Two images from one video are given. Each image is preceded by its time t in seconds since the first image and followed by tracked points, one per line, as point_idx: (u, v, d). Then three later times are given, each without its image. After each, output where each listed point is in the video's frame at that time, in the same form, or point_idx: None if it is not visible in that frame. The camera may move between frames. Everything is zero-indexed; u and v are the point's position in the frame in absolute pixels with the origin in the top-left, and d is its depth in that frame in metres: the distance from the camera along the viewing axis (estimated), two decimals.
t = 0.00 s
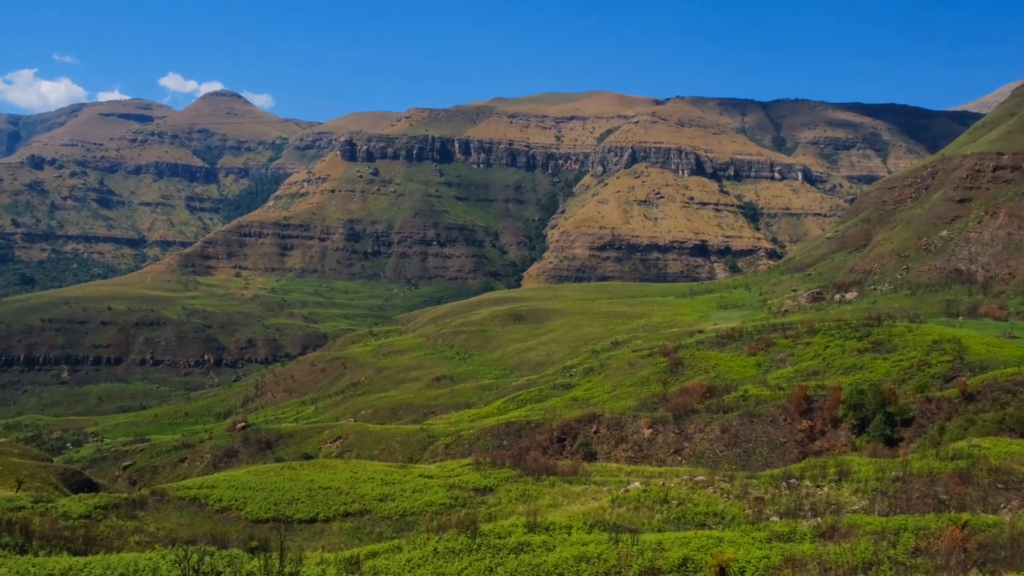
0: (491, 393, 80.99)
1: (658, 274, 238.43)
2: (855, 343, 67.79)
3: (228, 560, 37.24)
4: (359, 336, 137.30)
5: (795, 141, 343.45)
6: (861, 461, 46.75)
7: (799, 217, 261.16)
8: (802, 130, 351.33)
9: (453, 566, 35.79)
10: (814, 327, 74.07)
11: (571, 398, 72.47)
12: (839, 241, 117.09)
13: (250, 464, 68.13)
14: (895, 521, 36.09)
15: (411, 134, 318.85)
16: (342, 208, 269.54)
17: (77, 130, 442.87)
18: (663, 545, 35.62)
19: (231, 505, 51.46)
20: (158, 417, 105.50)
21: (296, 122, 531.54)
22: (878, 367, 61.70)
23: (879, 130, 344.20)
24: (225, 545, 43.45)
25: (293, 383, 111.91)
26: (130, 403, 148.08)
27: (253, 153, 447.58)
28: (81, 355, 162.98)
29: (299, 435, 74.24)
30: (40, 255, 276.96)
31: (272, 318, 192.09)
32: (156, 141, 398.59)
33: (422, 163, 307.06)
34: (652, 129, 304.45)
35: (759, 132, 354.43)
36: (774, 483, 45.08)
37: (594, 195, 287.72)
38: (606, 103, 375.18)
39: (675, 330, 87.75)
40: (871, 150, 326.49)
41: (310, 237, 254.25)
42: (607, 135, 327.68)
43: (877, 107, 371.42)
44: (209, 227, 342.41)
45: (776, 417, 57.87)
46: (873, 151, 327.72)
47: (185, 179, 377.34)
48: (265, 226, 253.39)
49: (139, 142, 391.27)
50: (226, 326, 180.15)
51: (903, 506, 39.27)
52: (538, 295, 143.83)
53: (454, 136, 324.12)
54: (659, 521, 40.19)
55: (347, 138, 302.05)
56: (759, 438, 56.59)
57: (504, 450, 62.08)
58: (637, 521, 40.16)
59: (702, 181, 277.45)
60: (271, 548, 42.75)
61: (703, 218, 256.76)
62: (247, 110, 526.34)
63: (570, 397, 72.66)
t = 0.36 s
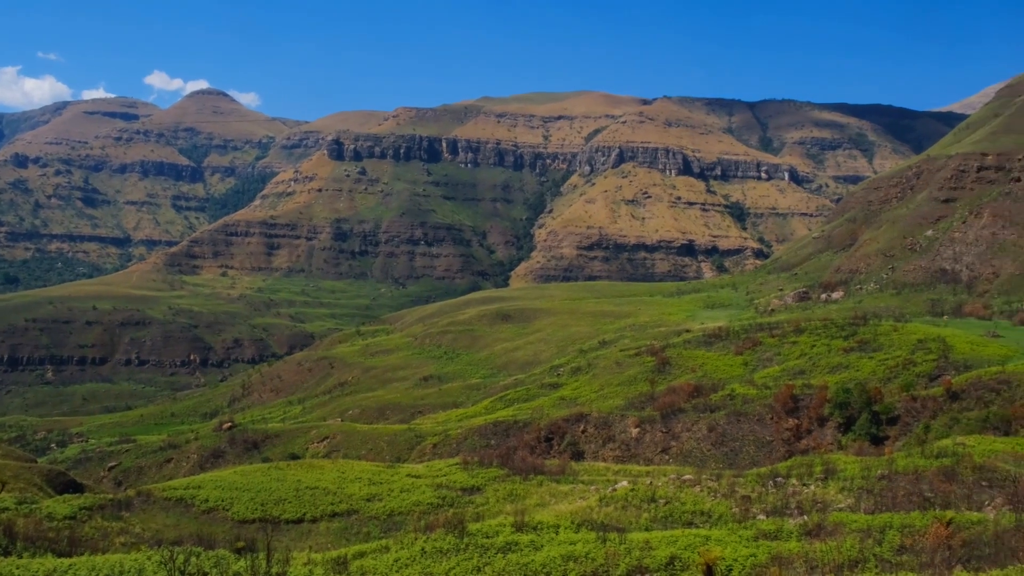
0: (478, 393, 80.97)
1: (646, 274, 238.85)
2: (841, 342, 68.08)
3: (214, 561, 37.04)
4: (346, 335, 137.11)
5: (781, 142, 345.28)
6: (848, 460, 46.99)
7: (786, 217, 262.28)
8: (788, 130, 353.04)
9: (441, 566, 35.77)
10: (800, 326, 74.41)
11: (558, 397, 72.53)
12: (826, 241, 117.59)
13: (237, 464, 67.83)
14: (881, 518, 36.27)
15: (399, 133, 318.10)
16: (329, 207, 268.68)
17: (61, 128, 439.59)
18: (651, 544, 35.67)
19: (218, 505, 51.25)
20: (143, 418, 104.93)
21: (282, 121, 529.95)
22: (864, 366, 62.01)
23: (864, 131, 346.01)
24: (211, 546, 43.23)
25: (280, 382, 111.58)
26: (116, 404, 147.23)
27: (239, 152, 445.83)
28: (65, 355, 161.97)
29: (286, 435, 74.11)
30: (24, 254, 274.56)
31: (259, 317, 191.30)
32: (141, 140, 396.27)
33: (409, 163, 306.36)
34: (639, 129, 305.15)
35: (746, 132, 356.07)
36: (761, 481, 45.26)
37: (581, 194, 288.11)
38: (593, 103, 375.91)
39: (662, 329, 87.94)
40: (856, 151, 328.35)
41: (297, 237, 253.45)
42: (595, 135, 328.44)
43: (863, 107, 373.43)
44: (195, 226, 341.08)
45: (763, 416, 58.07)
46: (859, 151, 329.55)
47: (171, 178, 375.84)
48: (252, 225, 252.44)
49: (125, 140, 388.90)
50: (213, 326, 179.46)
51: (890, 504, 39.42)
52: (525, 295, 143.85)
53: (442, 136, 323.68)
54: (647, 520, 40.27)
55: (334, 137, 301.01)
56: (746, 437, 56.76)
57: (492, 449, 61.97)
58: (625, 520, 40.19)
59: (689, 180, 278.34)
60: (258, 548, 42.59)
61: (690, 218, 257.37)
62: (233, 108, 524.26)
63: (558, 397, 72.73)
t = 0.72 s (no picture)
0: (465, 393, 80.94)
1: (632, 274, 239.26)
2: (826, 342, 68.49)
3: (197, 562, 36.75)
4: (332, 335, 136.51)
5: (767, 142, 347.27)
6: (832, 459, 47.22)
7: (771, 217, 263.62)
8: (774, 131, 355.04)
9: (428, 566, 35.66)
10: (785, 325, 74.80)
11: (545, 397, 72.59)
12: (810, 241, 118.26)
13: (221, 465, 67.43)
14: (865, 517, 36.51)
15: (385, 132, 317.32)
16: (315, 206, 267.65)
17: (44, 126, 435.97)
18: (637, 543, 35.75)
19: (203, 506, 50.94)
20: (127, 418, 104.24)
21: (268, 121, 528.17)
22: (848, 365, 62.38)
23: (848, 132, 348.32)
24: (196, 547, 42.94)
25: (265, 382, 111.09)
26: (99, 404, 146.18)
27: (224, 151, 443.74)
28: (48, 355, 160.53)
29: (272, 435, 73.78)
30: (5, 253, 271.87)
31: (244, 317, 190.25)
32: (125, 138, 393.28)
33: (395, 162, 305.45)
34: (625, 129, 305.90)
35: (731, 132, 358.07)
36: (746, 480, 45.45)
37: (567, 194, 288.46)
38: (579, 103, 376.89)
39: (648, 329, 88.19)
40: (841, 151, 330.57)
41: (282, 236, 252.42)
42: (581, 134, 329.38)
43: (848, 108, 375.86)
44: (179, 225, 339.24)
45: (748, 415, 58.30)
46: (843, 152, 331.70)
47: (155, 177, 373.75)
48: (237, 225, 251.16)
49: (108, 139, 385.90)
50: (197, 326, 178.46)
51: (873, 502, 39.65)
52: (512, 295, 143.89)
53: (428, 135, 323.28)
54: (633, 520, 40.32)
55: (319, 136, 299.76)
56: (731, 436, 56.96)
57: (479, 449, 61.85)
58: (611, 520, 40.25)
59: (675, 180, 279.24)
60: (243, 549, 42.35)
61: (676, 218, 258.15)
62: (219, 107, 521.94)
63: (544, 396, 72.77)
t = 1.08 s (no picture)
0: (454, 393, 80.85)
1: (622, 274, 239.54)
2: (814, 342, 68.80)
3: (185, 563, 36.58)
4: (321, 336, 136.11)
5: (756, 143, 348.78)
6: (820, 458, 47.35)
7: (760, 217, 264.56)
8: (763, 131, 356.56)
9: (417, 566, 35.59)
10: (774, 325, 75.10)
11: (535, 397, 72.58)
12: (799, 241, 118.73)
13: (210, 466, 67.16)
14: (854, 516, 36.64)
15: (374, 132, 316.61)
16: (304, 206, 266.79)
17: (30, 126, 433.00)
18: (626, 543, 35.77)
19: (191, 507, 50.70)
20: (115, 419, 103.70)
21: (257, 120, 526.80)
22: (836, 365, 62.64)
23: (837, 132, 350.07)
24: (184, 548, 42.73)
25: (254, 383, 110.72)
26: (87, 405, 145.39)
27: (213, 151, 442.11)
28: (34, 355, 159.41)
29: (260, 436, 73.56)
30: None
31: (232, 318, 189.62)
32: (113, 138, 391.09)
33: (385, 162, 304.77)
34: (615, 129, 306.39)
35: (720, 133, 359.76)
36: (735, 480, 45.57)
37: (557, 194, 288.63)
38: (569, 103, 377.62)
39: (638, 329, 88.36)
40: (829, 152, 332.13)
41: (271, 236, 251.65)
42: (571, 135, 329.99)
43: (837, 109, 377.57)
44: (167, 225, 337.99)
45: (737, 415, 58.45)
46: (832, 152, 333.16)
47: (142, 176, 372.15)
48: (225, 224, 250.23)
49: (95, 138, 383.51)
50: (185, 326, 177.70)
51: (861, 501, 39.82)
52: (502, 295, 143.94)
53: (418, 135, 322.94)
54: (623, 520, 40.35)
55: (309, 136, 298.69)
56: (721, 436, 57.05)
57: (469, 450, 61.78)
58: (601, 520, 40.27)
59: (664, 181, 279.85)
60: (231, 550, 42.12)
61: (665, 218, 258.68)
62: (207, 106, 520.32)
63: (534, 396, 72.75)
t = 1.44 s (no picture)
0: (441, 393, 80.73)
1: (609, 274, 239.88)
2: (799, 342, 69.14)
3: (169, 565, 36.29)
4: (307, 336, 135.78)
5: (742, 144, 350.72)
6: (806, 458, 47.53)
7: (746, 218, 265.81)
8: (749, 133, 358.58)
9: (404, 567, 35.49)
10: (760, 326, 75.44)
11: (522, 397, 72.59)
12: (785, 241, 119.36)
13: (195, 466, 66.85)
14: (839, 515, 36.81)
15: (361, 132, 315.93)
16: (290, 206, 265.81)
17: (13, 125, 429.49)
18: (613, 543, 35.80)
19: (175, 508, 50.39)
20: (99, 420, 103.03)
21: (243, 120, 525.10)
22: (821, 365, 63.03)
23: (822, 134, 352.34)
24: (168, 550, 42.41)
25: (240, 383, 110.29)
26: (70, 406, 144.40)
27: (198, 150, 440.44)
28: (17, 356, 157.99)
29: (246, 436, 73.28)
30: None
31: (218, 318, 188.84)
32: (97, 137, 388.53)
33: (371, 162, 304.30)
34: (602, 130, 307.16)
35: (706, 134, 361.86)
36: (721, 480, 45.71)
37: (544, 195, 288.91)
38: (556, 104, 378.51)
39: (624, 329, 88.58)
40: (815, 153, 334.25)
41: (257, 236, 250.71)
42: (558, 135, 330.87)
43: (822, 110, 380.15)
44: (152, 225, 336.43)
45: (724, 415, 58.62)
46: (818, 153, 335.25)
47: (127, 176, 370.05)
48: (211, 224, 249.15)
49: (79, 137, 380.97)
50: (170, 326, 176.86)
51: (846, 500, 40.01)
52: (489, 296, 143.94)
53: (404, 135, 322.60)
54: (610, 520, 40.39)
55: (295, 136, 297.42)
56: (706, 436, 57.17)
57: (455, 450, 61.67)
58: (588, 520, 40.27)
59: (651, 181, 280.82)
60: (216, 551, 41.89)
61: (652, 218, 259.52)
62: (192, 106, 518.42)
63: (521, 397, 72.74)
